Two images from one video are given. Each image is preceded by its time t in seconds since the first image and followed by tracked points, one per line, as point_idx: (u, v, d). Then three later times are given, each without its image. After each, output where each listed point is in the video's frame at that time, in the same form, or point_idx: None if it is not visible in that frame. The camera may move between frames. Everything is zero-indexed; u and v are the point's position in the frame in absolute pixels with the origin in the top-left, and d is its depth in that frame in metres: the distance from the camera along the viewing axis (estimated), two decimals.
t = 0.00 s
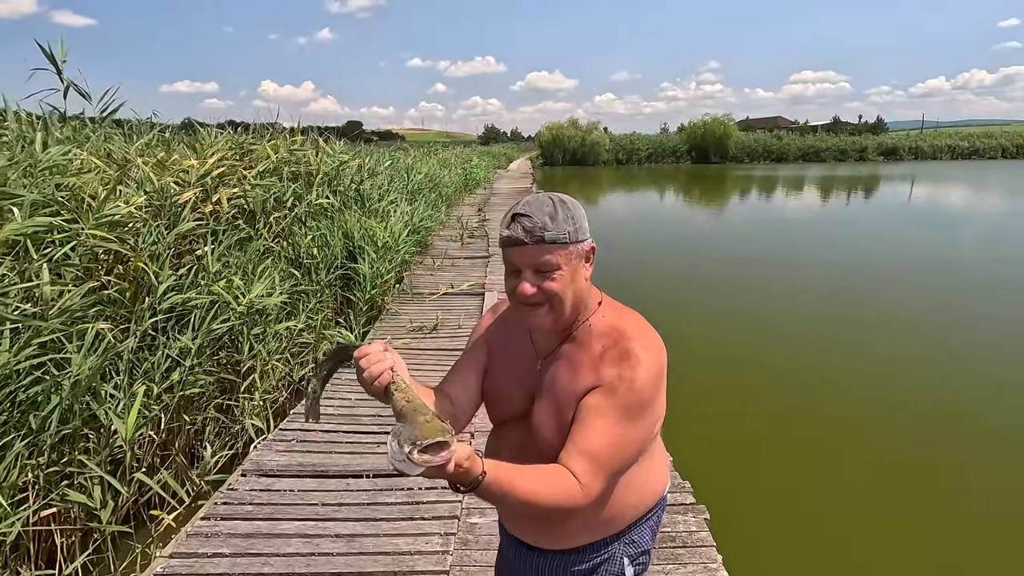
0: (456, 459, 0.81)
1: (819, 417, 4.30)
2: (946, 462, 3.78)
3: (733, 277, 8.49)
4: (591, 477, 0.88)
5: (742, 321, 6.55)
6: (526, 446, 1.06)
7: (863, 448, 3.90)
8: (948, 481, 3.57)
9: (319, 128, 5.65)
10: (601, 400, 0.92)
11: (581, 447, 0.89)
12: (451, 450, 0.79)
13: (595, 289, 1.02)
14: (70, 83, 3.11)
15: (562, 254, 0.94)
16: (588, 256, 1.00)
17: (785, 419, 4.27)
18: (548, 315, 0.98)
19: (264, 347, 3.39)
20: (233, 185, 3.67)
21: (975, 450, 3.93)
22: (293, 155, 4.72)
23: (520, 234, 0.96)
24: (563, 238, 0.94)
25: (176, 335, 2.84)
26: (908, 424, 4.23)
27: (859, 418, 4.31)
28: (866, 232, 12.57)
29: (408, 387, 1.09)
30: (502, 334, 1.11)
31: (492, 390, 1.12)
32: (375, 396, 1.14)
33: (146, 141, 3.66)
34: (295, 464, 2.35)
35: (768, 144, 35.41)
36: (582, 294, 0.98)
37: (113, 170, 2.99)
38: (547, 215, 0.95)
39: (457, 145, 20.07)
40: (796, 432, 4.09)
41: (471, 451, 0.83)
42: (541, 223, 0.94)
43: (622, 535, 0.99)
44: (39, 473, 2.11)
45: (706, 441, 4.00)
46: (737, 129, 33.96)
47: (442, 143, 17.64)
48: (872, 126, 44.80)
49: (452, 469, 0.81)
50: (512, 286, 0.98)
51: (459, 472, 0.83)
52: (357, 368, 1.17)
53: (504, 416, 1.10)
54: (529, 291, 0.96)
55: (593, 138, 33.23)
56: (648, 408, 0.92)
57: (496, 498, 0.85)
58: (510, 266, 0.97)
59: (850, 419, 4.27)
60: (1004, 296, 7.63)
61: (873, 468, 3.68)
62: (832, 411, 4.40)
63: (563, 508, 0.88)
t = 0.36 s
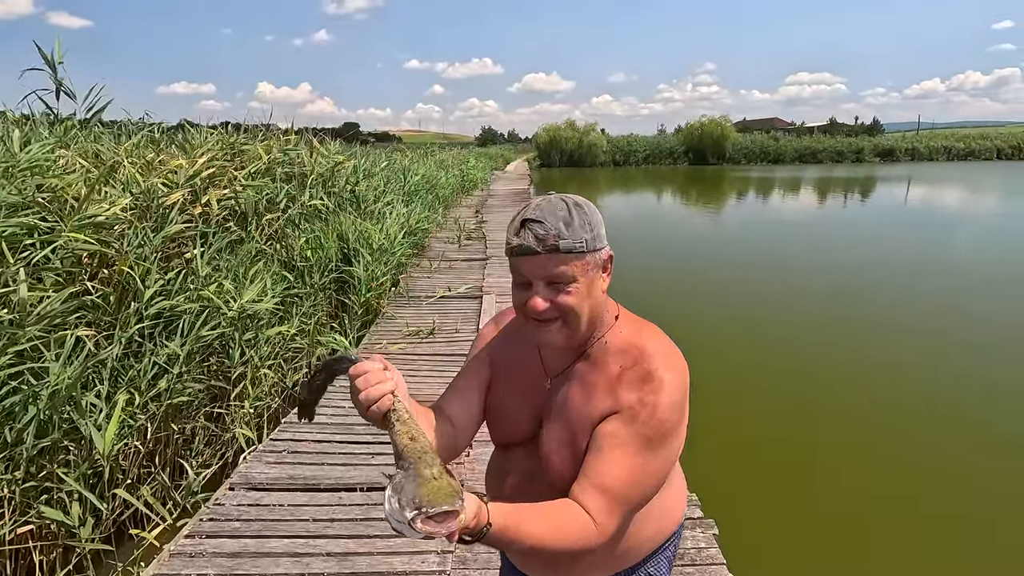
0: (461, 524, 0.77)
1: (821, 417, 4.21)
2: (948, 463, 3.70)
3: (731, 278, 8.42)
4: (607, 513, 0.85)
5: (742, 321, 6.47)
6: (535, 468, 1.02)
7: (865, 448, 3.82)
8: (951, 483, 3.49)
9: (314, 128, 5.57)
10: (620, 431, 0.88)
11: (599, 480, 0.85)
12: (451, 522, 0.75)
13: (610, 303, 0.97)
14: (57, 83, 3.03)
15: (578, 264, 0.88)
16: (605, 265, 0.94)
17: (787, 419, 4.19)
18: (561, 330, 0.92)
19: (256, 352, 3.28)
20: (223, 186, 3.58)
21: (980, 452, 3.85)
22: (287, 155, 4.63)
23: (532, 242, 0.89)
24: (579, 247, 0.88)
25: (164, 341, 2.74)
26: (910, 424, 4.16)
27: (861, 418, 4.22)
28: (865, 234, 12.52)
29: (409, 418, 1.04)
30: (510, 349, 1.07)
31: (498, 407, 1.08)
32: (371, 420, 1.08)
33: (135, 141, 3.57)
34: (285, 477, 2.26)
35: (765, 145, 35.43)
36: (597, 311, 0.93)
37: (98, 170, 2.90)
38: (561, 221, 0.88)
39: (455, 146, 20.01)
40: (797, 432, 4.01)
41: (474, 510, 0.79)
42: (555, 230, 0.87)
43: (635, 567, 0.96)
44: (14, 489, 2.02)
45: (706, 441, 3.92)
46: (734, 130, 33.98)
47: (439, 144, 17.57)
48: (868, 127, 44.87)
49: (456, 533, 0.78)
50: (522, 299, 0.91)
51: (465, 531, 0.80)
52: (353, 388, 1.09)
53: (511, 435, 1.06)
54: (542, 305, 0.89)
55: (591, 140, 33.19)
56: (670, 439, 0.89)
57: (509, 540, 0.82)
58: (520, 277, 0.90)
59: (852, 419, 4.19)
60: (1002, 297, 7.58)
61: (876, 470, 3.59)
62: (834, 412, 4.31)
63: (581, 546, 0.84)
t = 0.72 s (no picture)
0: (472, 541, 0.74)
1: (826, 418, 4.17)
2: (954, 463, 3.65)
3: (736, 280, 8.37)
4: (623, 535, 0.82)
5: (747, 323, 6.44)
6: (546, 484, 1.00)
7: (870, 449, 3.77)
8: (959, 484, 3.44)
9: (318, 131, 5.56)
10: (634, 448, 0.86)
11: (615, 500, 0.83)
12: (462, 539, 0.72)
13: (625, 313, 0.94)
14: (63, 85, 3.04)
15: (592, 271, 0.84)
16: (621, 274, 0.90)
17: (792, 420, 4.15)
18: (574, 343, 0.88)
19: (259, 357, 3.25)
20: (226, 189, 3.57)
21: (988, 453, 3.79)
22: (290, 158, 4.62)
23: (543, 249, 0.85)
24: (593, 255, 0.84)
25: (166, 345, 2.72)
26: (916, 425, 4.11)
27: (867, 419, 4.17)
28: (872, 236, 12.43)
29: (409, 435, 1.02)
30: (519, 360, 1.04)
31: (508, 420, 1.05)
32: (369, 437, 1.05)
33: (138, 144, 3.57)
34: (287, 484, 2.23)
35: (770, 148, 35.32)
36: (612, 322, 0.90)
37: (100, 172, 2.89)
38: (575, 227, 0.84)
39: (459, 149, 20.04)
40: (802, 433, 3.97)
41: (484, 528, 0.76)
42: (568, 237, 0.83)
43: None
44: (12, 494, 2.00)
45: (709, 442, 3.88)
46: (739, 133, 33.90)
47: (444, 147, 17.60)
48: (874, 130, 44.65)
49: (466, 551, 0.75)
50: (533, 309, 0.88)
51: (475, 549, 0.77)
52: (350, 405, 1.06)
53: (520, 450, 1.03)
54: (553, 316, 0.86)
55: (595, 143, 33.17)
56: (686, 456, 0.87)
57: (522, 562, 0.78)
58: (532, 286, 0.87)
59: (857, 420, 4.15)
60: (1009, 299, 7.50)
61: (881, 470, 3.55)
62: (839, 413, 4.26)
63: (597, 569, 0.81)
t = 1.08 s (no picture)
0: (485, 505, 0.75)
1: (831, 418, 4.15)
2: (960, 462, 3.62)
3: (748, 280, 8.33)
4: (626, 519, 0.82)
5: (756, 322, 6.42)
6: (554, 472, 1.01)
7: (875, 448, 3.76)
8: (964, 483, 3.41)
9: (333, 132, 5.65)
10: (640, 434, 0.86)
11: (619, 484, 0.83)
12: (475, 496, 0.74)
13: (632, 305, 0.95)
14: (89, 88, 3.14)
15: (599, 266, 0.87)
16: (628, 269, 0.92)
17: (796, 419, 4.14)
18: (580, 333, 0.90)
19: (275, 353, 3.31)
20: (244, 189, 3.65)
21: (995, 452, 3.75)
22: (306, 159, 4.71)
23: (552, 245, 0.88)
24: (600, 249, 0.86)
25: (186, 341, 2.79)
26: (922, 424, 4.07)
27: (873, 418, 4.15)
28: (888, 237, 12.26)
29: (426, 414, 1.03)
30: (530, 353, 1.07)
31: (518, 410, 1.07)
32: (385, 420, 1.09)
33: (159, 145, 3.66)
34: (303, 476, 2.28)
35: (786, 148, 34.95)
36: (619, 314, 0.91)
37: (124, 173, 2.98)
38: (582, 223, 0.87)
39: (472, 150, 20.14)
40: (806, 432, 3.95)
41: (498, 493, 0.77)
42: (576, 233, 0.86)
43: None
44: (40, 483, 2.07)
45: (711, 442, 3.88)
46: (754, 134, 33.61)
47: (457, 147, 17.67)
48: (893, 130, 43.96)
49: (479, 516, 0.75)
50: (543, 302, 0.91)
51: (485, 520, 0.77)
52: (366, 389, 1.11)
53: (529, 439, 1.05)
54: (562, 308, 0.89)
55: (608, 143, 33.06)
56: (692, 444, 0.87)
57: (530, 538, 0.79)
58: (541, 280, 0.90)
59: (863, 419, 4.12)
60: None
61: (885, 469, 3.53)
62: (844, 412, 4.24)
63: (599, 550, 0.82)
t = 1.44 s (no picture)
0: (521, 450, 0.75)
1: (837, 419, 4.13)
2: (969, 465, 3.58)
3: (758, 282, 8.27)
4: (644, 479, 0.81)
5: (763, 324, 6.38)
6: (576, 442, 0.97)
7: (875, 449, 3.74)
8: (963, 483, 3.40)
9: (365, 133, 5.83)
10: (657, 397, 0.83)
11: (635, 447, 0.81)
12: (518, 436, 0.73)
13: (650, 285, 0.92)
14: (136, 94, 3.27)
15: (618, 249, 0.85)
16: (646, 252, 0.91)
17: (804, 421, 4.11)
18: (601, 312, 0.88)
19: (312, 345, 3.47)
20: (284, 188, 3.82)
21: (995, 453, 3.73)
22: (340, 159, 4.88)
23: (573, 228, 0.87)
24: (622, 233, 0.85)
25: (230, 330, 2.96)
26: (921, 424, 4.06)
27: (872, 419, 4.13)
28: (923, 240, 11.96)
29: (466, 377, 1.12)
30: (553, 329, 1.02)
31: (542, 385, 1.02)
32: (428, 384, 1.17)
33: (204, 146, 3.86)
34: (339, 459, 2.41)
35: (820, 149, 34.20)
36: (638, 290, 0.89)
37: (173, 172, 3.17)
38: (605, 210, 0.86)
39: (500, 150, 20.31)
40: (810, 433, 3.95)
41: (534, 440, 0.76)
42: (599, 218, 0.85)
43: (669, 534, 0.94)
44: (99, 458, 2.23)
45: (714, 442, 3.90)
46: (786, 134, 32.99)
47: (485, 148, 17.87)
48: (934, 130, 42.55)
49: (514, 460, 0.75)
50: (566, 284, 0.89)
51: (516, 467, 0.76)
52: (413, 358, 1.19)
53: (549, 413, 1.01)
54: (585, 288, 0.87)
55: (636, 145, 32.87)
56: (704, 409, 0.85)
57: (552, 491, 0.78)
58: (561, 260, 0.88)
59: (861, 420, 4.11)
60: None
61: (884, 470, 3.52)
62: (843, 413, 4.23)
63: (616, 510, 0.80)
